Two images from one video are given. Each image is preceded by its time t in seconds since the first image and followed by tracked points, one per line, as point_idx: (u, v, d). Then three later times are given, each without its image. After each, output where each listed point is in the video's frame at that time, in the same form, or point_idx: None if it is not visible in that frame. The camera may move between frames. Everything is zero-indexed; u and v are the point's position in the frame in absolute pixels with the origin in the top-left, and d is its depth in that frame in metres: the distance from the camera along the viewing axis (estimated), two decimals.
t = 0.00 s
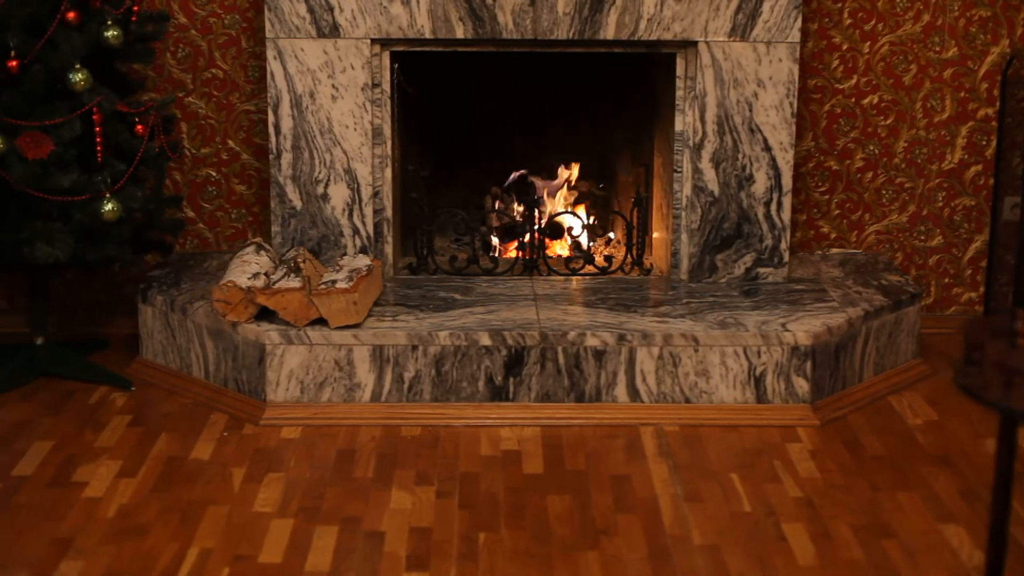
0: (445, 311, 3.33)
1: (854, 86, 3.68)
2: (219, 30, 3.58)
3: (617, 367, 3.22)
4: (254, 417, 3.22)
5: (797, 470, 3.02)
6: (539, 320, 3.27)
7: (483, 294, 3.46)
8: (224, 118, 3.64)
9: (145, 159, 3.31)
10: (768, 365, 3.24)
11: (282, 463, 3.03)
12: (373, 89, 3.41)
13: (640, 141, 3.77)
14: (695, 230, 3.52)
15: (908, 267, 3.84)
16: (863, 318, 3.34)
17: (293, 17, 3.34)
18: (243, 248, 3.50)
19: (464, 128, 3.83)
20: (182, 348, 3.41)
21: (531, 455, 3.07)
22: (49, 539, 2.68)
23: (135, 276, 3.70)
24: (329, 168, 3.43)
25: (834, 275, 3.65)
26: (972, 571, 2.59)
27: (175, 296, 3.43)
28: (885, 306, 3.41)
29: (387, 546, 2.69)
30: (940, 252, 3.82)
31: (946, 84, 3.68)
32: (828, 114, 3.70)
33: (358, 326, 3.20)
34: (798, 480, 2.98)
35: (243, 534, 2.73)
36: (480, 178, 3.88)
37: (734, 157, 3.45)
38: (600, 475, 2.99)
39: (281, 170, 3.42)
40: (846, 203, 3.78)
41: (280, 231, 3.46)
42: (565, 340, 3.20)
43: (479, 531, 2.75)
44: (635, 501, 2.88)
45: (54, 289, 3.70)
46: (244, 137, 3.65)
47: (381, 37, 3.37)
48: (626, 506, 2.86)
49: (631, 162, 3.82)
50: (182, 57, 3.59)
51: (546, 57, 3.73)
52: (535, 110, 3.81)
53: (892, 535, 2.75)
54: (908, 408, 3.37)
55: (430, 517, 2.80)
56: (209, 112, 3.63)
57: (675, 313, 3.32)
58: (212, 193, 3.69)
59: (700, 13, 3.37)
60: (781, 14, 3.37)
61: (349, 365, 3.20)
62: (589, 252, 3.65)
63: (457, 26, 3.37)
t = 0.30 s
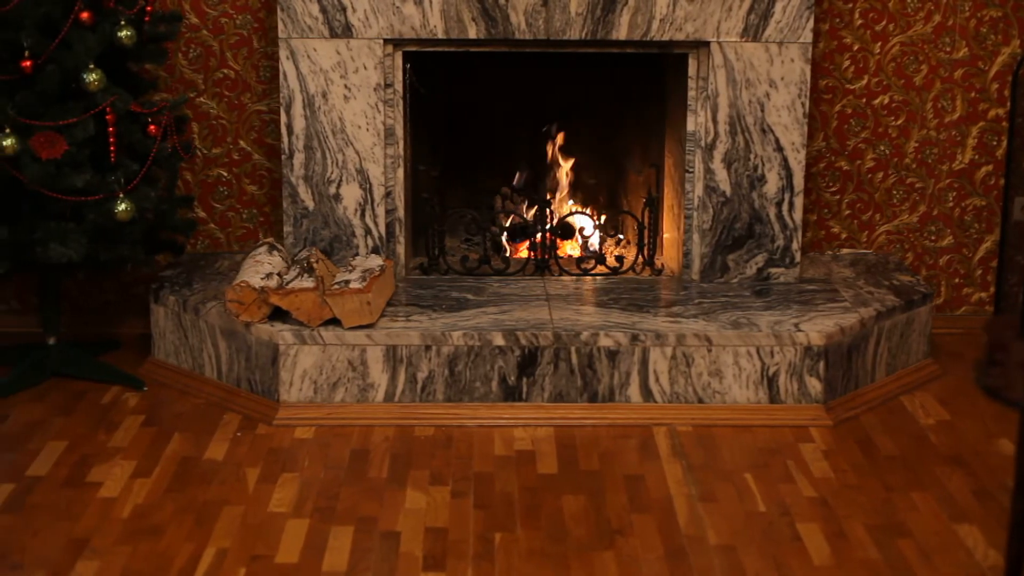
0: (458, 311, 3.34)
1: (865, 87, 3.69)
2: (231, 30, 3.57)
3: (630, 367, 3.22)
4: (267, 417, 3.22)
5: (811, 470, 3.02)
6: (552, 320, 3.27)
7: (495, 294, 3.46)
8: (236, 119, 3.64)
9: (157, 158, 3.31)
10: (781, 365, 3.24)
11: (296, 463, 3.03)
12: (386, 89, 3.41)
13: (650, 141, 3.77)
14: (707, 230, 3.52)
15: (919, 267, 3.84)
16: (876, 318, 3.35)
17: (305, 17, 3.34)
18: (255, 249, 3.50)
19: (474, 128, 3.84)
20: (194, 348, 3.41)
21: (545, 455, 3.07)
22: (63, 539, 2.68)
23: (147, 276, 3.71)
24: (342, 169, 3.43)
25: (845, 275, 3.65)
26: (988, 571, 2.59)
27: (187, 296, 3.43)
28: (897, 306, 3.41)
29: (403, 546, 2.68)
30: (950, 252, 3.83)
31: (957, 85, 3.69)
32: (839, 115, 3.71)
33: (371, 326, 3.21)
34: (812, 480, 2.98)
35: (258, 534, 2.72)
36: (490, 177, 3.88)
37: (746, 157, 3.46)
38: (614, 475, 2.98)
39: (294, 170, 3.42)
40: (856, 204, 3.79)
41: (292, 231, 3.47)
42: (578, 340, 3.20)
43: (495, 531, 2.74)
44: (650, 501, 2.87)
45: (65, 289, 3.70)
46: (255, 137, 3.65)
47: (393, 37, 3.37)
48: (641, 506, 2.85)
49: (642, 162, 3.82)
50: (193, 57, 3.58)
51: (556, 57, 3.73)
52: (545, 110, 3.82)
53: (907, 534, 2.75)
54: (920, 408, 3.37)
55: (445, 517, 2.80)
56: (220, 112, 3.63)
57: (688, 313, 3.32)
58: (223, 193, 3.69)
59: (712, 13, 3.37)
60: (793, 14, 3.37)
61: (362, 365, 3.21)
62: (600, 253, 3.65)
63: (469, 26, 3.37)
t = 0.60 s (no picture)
0: (467, 311, 3.34)
1: (873, 87, 3.69)
2: (239, 30, 3.57)
3: (639, 367, 3.23)
4: (276, 417, 3.22)
5: (820, 470, 3.02)
6: (561, 320, 3.27)
7: (504, 294, 3.47)
8: (244, 118, 3.64)
9: (167, 158, 3.32)
10: (790, 366, 3.24)
11: (306, 463, 3.03)
12: (394, 89, 3.41)
13: (658, 142, 3.77)
14: (715, 230, 3.52)
15: (926, 267, 3.84)
16: (884, 318, 3.35)
17: (315, 17, 3.34)
18: (264, 249, 3.50)
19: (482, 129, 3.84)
20: (203, 349, 3.41)
21: (555, 455, 3.07)
22: (74, 540, 2.68)
23: (154, 277, 3.71)
24: (350, 169, 3.44)
25: (853, 275, 3.66)
26: (999, 570, 2.58)
27: (196, 297, 3.43)
28: (906, 306, 3.42)
29: (414, 546, 2.68)
30: (957, 253, 3.83)
31: (964, 85, 3.69)
32: (847, 115, 3.71)
33: (380, 326, 3.21)
34: (821, 480, 2.98)
35: (269, 534, 2.72)
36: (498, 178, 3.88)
37: (755, 157, 3.46)
38: (623, 476, 2.98)
39: (302, 170, 3.42)
40: (864, 204, 3.79)
41: (300, 231, 3.47)
42: (587, 341, 3.20)
43: (506, 531, 2.74)
44: (660, 501, 2.87)
45: (73, 289, 3.71)
46: (263, 138, 3.65)
47: (402, 38, 3.37)
48: (651, 506, 2.85)
49: (649, 162, 3.82)
50: (201, 57, 3.58)
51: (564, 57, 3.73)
52: (553, 110, 3.82)
53: (918, 533, 2.75)
54: (928, 408, 3.37)
55: (456, 517, 2.79)
56: (228, 112, 3.63)
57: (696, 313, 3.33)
58: (231, 193, 3.69)
59: (720, 14, 3.37)
60: (802, 14, 3.37)
61: (371, 365, 3.21)
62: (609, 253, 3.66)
63: (478, 27, 3.37)
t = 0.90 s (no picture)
0: (472, 312, 3.34)
1: (877, 87, 3.69)
2: (243, 31, 3.57)
3: (644, 368, 3.23)
4: (282, 417, 3.22)
5: (825, 470, 3.02)
6: (566, 320, 3.28)
7: (509, 294, 3.47)
8: (248, 119, 3.64)
9: (172, 159, 3.32)
10: (795, 366, 3.24)
11: (312, 463, 3.03)
12: (399, 90, 3.41)
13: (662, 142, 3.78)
14: (719, 230, 3.52)
15: (930, 268, 3.85)
16: (889, 318, 3.35)
17: (320, 18, 3.34)
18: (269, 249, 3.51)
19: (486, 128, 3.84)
20: (208, 349, 3.41)
21: (560, 455, 3.07)
22: (80, 540, 2.68)
23: (159, 277, 3.71)
24: (355, 169, 3.44)
25: (857, 275, 3.66)
26: (1004, 571, 2.58)
27: (201, 297, 3.43)
28: (910, 306, 3.42)
29: (420, 546, 2.68)
30: (961, 253, 3.83)
31: (969, 86, 3.69)
32: (851, 116, 3.71)
33: (385, 326, 3.21)
34: (826, 480, 2.98)
35: (275, 535, 2.72)
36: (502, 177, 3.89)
37: (759, 158, 3.46)
38: (628, 476, 2.98)
39: (307, 170, 3.43)
40: (868, 204, 3.79)
41: (305, 231, 3.47)
42: (592, 341, 3.21)
43: (511, 531, 2.74)
44: (665, 501, 2.87)
45: (78, 290, 3.71)
46: (268, 138, 3.65)
47: (407, 38, 3.37)
48: (657, 506, 2.86)
49: (653, 162, 3.83)
50: (206, 57, 3.58)
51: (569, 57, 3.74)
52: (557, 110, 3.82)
53: (923, 534, 2.75)
54: (933, 408, 3.37)
55: (461, 517, 2.80)
56: (233, 113, 3.63)
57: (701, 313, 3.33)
58: (235, 193, 3.70)
59: (725, 14, 3.37)
60: (807, 15, 3.37)
61: (377, 365, 3.21)
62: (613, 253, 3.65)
63: (483, 27, 3.37)
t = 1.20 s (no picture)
0: (472, 312, 3.34)
1: (877, 87, 3.69)
2: (244, 31, 3.57)
3: (644, 368, 3.23)
4: (281, 417, 3.22)
5: (825, 470, 3.02)
6: (566, 320, 3.28)
7: (509, 294, 3.47)
8: (248, 119, 3.64)
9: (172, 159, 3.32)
10: (795, 366, 3.24)
11: (312, 463, 3.03)
12: (399, 90, 3.41)
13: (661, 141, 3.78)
14: (719, 230, 3.53)
15: (930, 268, 3.85)
16: (889, 318, 3.35)
17: (320, 18, 3.34)
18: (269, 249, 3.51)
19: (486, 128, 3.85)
20: (208, 349, 3.41)
21: (559, 455, 3.07)
22: (80, 540, 2.68)
23: (160, 277, 3.71)
24: (354, 169, 3.44)
25: (857, 275, 3.67)
26: (1004, 571, 2.58)
27: (201, 297, 3.43)
28: (910, 306, 3.42)
29: (420, 546, 2.68)
30: (961, 253, 3.83)
31: (969, 86, 3.68)
32: (851, 116, 3.71)
33: (385, 326, 3.22)
34: (826, 480, 2.98)
35: (275, 535, 2.72)
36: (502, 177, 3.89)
37: (759, 158, 3.46)
38: (628, 476, 2.98)
39: (307, 170, 3.43)
40: (867, 204, 3.79)
41: (305, 231, 3.47)
42: (591, 341, 3.21)
43: (511, 531, 2.74)
44: (665, 501, 2.87)
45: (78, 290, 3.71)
46: (268, 138, 3.66)
47: (407, 39, 3.37)
48: (657, 506, 2.86)
49: (652, 162, 3.83)
50: (206, 57, 3.58)
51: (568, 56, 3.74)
52: (557, 109, 3.83)
53: (924, 533, 2.74)
54: (933, 408, 3.37)
55: (461, 518, 2.80)
56: (233, 113, 3.63)
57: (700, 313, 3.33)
58: (235, 193, 3.70)
59: (725, 15, 3.37)
60: (806, 15, 3.37)
61: (377, 365, 3.21)
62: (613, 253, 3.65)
63: (482, 27, 3.37)
